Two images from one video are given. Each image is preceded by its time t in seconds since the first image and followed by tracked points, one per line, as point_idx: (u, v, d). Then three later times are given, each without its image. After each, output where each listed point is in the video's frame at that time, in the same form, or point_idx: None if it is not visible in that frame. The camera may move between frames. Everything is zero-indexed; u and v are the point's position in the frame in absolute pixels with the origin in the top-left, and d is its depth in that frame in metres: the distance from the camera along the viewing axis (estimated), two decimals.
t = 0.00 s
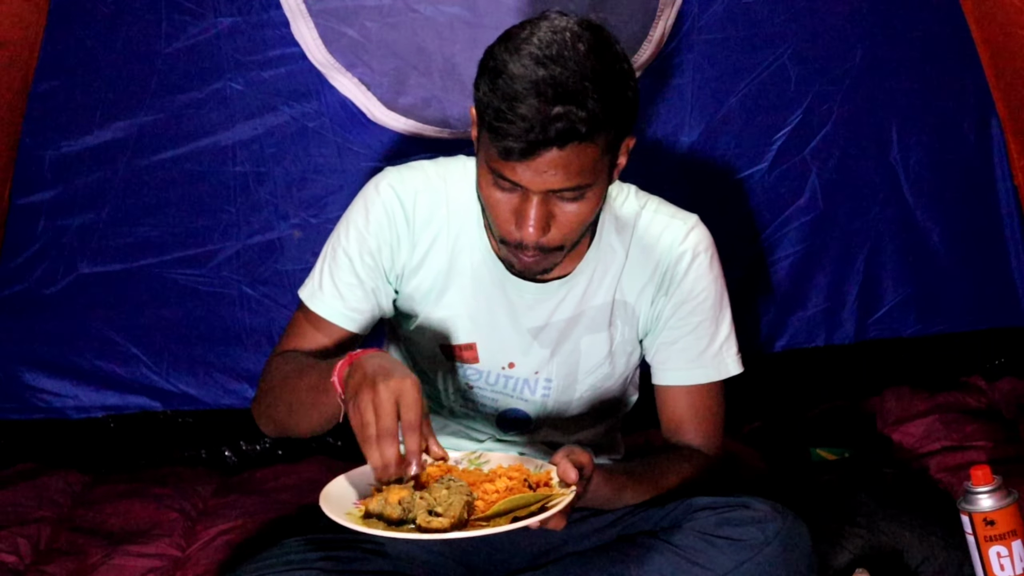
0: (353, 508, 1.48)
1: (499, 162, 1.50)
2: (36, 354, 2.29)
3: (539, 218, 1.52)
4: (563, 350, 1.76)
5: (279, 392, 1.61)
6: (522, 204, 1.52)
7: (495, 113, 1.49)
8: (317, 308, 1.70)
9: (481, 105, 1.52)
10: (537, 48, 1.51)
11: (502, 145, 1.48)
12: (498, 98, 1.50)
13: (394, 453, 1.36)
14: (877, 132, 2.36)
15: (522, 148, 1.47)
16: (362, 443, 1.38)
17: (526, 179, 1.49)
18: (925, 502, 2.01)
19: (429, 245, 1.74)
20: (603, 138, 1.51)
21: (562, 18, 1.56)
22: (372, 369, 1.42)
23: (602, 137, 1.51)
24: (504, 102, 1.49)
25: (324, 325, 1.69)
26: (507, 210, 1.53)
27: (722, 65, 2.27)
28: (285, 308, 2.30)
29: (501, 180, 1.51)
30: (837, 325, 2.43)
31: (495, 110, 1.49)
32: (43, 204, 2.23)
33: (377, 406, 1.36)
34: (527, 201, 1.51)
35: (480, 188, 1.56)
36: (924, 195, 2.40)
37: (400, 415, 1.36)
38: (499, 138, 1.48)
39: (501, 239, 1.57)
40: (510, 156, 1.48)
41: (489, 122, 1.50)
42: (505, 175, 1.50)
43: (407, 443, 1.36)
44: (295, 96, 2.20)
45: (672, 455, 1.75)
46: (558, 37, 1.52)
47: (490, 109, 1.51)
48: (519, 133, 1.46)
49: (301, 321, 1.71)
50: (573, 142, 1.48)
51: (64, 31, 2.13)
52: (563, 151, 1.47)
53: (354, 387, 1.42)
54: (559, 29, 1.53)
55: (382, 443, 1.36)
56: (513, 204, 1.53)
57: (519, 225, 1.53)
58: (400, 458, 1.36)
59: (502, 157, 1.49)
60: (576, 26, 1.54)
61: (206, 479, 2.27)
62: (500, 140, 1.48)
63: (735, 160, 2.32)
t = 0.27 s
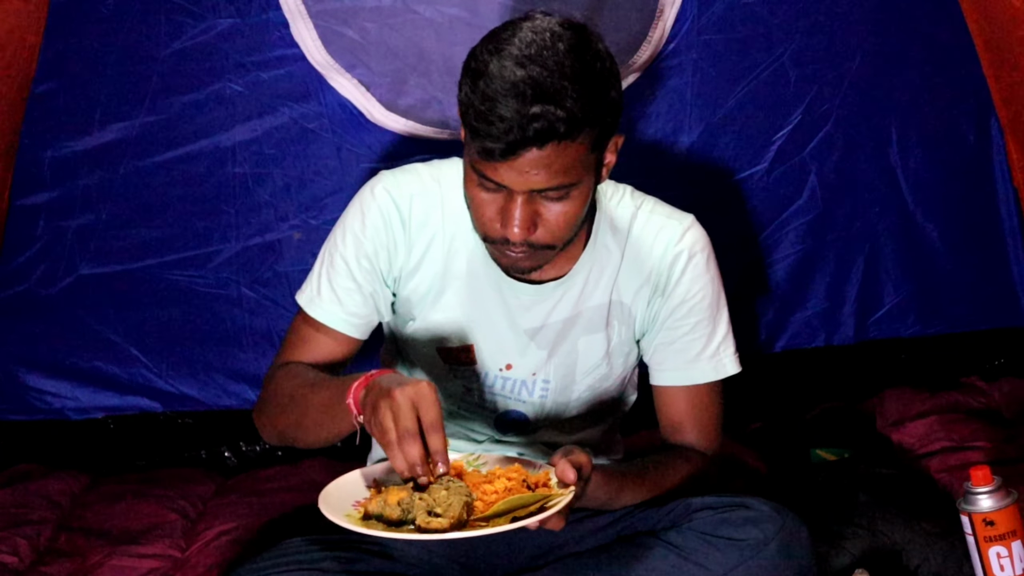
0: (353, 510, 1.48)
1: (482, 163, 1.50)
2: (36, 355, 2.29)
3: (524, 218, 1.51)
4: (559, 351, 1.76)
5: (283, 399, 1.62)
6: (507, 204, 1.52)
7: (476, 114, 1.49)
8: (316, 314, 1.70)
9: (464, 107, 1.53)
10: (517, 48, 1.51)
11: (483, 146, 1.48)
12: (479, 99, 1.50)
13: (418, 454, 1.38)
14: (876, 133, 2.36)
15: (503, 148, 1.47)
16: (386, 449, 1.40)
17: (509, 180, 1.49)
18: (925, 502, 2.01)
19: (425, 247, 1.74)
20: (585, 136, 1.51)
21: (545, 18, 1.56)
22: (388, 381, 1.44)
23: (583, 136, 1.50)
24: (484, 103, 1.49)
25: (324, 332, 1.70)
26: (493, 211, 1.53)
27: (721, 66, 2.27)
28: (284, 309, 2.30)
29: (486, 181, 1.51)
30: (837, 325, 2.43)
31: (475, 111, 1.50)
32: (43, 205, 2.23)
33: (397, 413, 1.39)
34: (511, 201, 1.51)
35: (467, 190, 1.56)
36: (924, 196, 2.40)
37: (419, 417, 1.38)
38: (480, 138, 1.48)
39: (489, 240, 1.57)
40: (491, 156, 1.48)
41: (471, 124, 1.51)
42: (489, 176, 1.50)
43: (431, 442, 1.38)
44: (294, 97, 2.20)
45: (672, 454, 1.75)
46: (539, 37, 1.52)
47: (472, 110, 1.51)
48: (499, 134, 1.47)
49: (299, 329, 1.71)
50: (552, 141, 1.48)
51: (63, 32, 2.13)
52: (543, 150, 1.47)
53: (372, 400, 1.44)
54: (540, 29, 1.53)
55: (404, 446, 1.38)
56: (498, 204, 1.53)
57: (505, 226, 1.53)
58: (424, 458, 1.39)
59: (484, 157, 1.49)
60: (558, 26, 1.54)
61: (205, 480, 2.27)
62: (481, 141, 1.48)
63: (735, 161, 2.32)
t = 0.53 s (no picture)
0: (353, 510, 1.49)
1: (477, 167, 1.49)
2: (35, 355, 2.29)
3: (521, 221, 1.51)
4: (558, 352, 1.76)
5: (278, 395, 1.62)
6: (503, 207, 1.51)
7: (470, 118, 1.49)
8: (314, 314, 1.69)
9: (458, 110, 1.52)
10: (511, 51, 1.51)
11: (478, 150, 1.47)
12: (473, 102, 1.50)
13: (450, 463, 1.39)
14: (875, 132, 2.36)
15: (497, 152, 1.47)
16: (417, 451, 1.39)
17: (504, 183, 1.48)
18: (924, 502, 2.01)
19: (424, 248, 1.74)
20: (579, 139, 1.50)
21: (537, 21, 1.56)
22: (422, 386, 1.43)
23: (578, 139, 1.50)
24: (478, 106, 1.49)
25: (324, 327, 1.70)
26: (489, 214, 1.53)
27: (720, 66, 2.27)
28: (283, 309, 2.30)
29: (481, 184, 1.51)
30: (836, 325, 2.43)
31: (469, 114, 1.50)
32: (42, 205, 2.23)
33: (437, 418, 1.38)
34: (507, 204, 1.51)
35: (463, 194, 1.56)
36: (923, 195, 2.40)
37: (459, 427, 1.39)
38: (475, 142, 1.48)
39: (485, 243, 1.57)
40: (487, 160, 1.48)
41: (465, 127, 1.50)
42: (485, 179, 1.50)
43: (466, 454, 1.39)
44: (293, 97, 2.20)
45: (672, 455, 1.75)
46: (533, 40, 1.52)
47: (466, 113, 1.51)
48: (493, 137, 1.46)
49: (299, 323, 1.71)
50: (547, 145, 1.47)
51: (61, 33, 2.13)
52: (538, 154, 1.47)
53: (405, 399, 1.43)
54: (534, 32, 1.53)
55: (441, 452, 1.38)
56: (494, 207, 1.52)
57: (501, 229, 1.53)
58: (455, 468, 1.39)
59: (479, 161, 1.48)
60: (551, 29, 1.54)
61: (205, 480, 2.27)
62: (475, 145, 1.48)
63: (734, 160, 2.32)
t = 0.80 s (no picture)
0: (352, 511, 1.48)
1: (475, 168, 1.49)
2: (33, 356, 2.28)
3: (519, 222, 1.51)
4: (557, 353, 1.76)
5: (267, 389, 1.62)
6: (501, 208, 1.51)
7: (469, 119, 1.49)
8: (310, 312, 1.69)
9: (458, 111, 1.52)
10: (512, 53, 1.51)
11: (476, 151, 1.47)
12: (472, 104, 1.50)
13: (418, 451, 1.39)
14: (874, 133, 2.36)
15: (496, 154, 1.46)
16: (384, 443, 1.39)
17: (502, 185, 1.48)
18: (923, 503, 2.01)
19: (422, 247, 1.74)
20: (577, 142, 1.50)
21: (539, 22, 1.56)
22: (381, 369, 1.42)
23: (576, 142, 1.50)
24: (477, 108, 1.49)
25: (319, 324, 1.69)
26: (487, 215, 1.53)
27: (719, 66, 2.27)
28: (282, 310, 2.30)
29: (479, 185, 1.51)
30: (835, 325, 2.43)
31: (469, 116, 1.49)
32: (40, 206, 2.22)
33: (397, 408, 1.38)
34: (504, 206, 1.51)
35: (461, 194, 1.55)
36: (921, 196, 2.40)
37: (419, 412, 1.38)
38: (473, 144, 1.48)
39: (482, 243, 1.57)
40: (485, 161, 1.48)
41: (464, 128, 1.50)
42: (483, 181, 1.50)
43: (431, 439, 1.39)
44: (292, 98, 2.20)
45: (671, 455, 1.75)
46: (533, 42, 1.52)
47: (465, 115, 1.51)
48: (492, 139, 1.46)
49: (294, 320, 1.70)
50: (545, 147, 1.47)
51: (60, 33, 2.13)
52: (536, 156, 1.47)
53: (365, 387, 1.42)
54: (535, 34, 1.53)
55: (401, 446, 1.38)
56: (492, 208, 1.52)
57: (498, 229, 1.53)
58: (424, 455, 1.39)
59: (478, 163, 1.48)
60: (552, 31, 1.54)
61: (203, 480, 2.27)
62: (474, 146, 1.47)
63: (732, 161, 2.32)
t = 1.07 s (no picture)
0: (350, 512, 1.47)
1: (472, 170, 1.49)
2: (32, 357, 2.28)
3: (516, 224, 1.51)
4: (556, 353, 1.76)
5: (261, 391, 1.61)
6: (498, 210, 1.52)
7: (465, 121, 1.49)
8: (307, 313, 1.69)
9: (454, 112, 1.53)
10: (508, 55, 1.50)
11: (472, 154, 1.48)
12: (468, 106, 1.50)
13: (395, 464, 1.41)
14: (873, 133, 2.36)
15: (492, 157, 1.46)
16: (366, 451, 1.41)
17: (499, 187, 1.49)
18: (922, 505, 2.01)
19: (420, 248, 1.74)
20: (573, 144, 1.50)
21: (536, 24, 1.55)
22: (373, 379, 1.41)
23: (573, 144, 1.50)
24: (473, 110, 1.49)
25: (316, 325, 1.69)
26: (483, 216, 1.53)
27: (718, 67, 2.27)
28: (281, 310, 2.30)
29: (476, 187, 1.51)
30: (833, 326, 2.43)
31: (465, 118, 1.50)
32: (39, 207, 2.22)
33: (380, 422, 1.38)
34: (501, 208, 1.51)
35: (458, 196, 1.56)
36: (920, 196, 2.41)
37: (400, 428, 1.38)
38: (469, 146, 1.48)
39: (480, 244, 1.57)
40: (481, 164, 1.48)
41: (460, 130, 1.50)
42: (480, 183, 1.50)
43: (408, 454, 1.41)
44: (290, 99, 2.20)
45: (670, 455, 1.75)
46: (530, 44, 1.52)
47: (461, 116, 1.51)
48: (488, 142, 1.46)
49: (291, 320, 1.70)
50: (541, 150, 1.47)
51: (59, 34, 2.13)
52: (533, 159, 1.47)
53: (352, 393, 1.42)
54: (532, 36, 1.53)
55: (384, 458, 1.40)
56: (489, 210, 1.52)
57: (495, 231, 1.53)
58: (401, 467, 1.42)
59: (474, 165, 1.48)
60: (548, 33, 1.54)
61: (202, 481, 2.27)
62: (470, 149, 1.48)
63: (731, 162, 2.32)
